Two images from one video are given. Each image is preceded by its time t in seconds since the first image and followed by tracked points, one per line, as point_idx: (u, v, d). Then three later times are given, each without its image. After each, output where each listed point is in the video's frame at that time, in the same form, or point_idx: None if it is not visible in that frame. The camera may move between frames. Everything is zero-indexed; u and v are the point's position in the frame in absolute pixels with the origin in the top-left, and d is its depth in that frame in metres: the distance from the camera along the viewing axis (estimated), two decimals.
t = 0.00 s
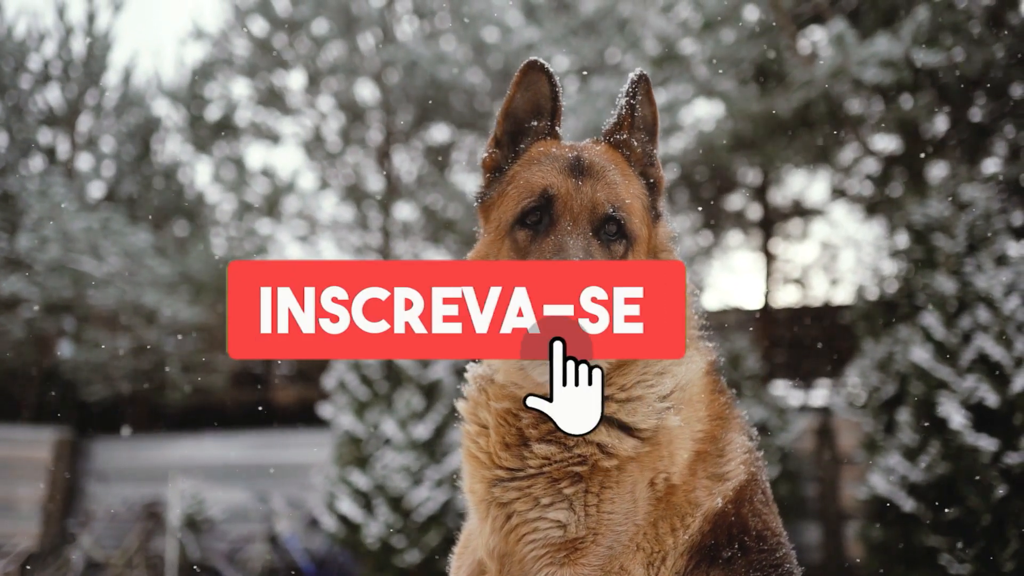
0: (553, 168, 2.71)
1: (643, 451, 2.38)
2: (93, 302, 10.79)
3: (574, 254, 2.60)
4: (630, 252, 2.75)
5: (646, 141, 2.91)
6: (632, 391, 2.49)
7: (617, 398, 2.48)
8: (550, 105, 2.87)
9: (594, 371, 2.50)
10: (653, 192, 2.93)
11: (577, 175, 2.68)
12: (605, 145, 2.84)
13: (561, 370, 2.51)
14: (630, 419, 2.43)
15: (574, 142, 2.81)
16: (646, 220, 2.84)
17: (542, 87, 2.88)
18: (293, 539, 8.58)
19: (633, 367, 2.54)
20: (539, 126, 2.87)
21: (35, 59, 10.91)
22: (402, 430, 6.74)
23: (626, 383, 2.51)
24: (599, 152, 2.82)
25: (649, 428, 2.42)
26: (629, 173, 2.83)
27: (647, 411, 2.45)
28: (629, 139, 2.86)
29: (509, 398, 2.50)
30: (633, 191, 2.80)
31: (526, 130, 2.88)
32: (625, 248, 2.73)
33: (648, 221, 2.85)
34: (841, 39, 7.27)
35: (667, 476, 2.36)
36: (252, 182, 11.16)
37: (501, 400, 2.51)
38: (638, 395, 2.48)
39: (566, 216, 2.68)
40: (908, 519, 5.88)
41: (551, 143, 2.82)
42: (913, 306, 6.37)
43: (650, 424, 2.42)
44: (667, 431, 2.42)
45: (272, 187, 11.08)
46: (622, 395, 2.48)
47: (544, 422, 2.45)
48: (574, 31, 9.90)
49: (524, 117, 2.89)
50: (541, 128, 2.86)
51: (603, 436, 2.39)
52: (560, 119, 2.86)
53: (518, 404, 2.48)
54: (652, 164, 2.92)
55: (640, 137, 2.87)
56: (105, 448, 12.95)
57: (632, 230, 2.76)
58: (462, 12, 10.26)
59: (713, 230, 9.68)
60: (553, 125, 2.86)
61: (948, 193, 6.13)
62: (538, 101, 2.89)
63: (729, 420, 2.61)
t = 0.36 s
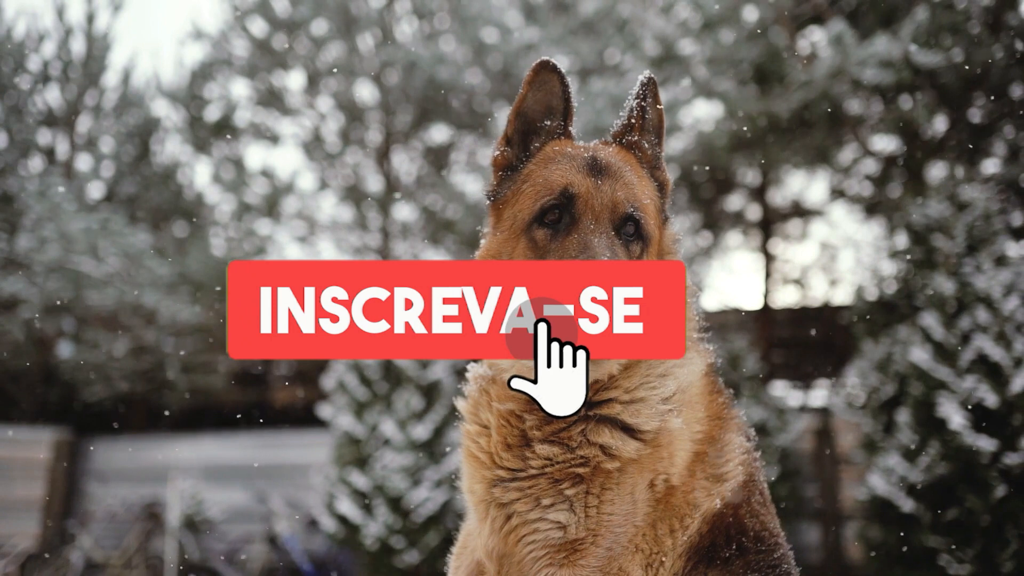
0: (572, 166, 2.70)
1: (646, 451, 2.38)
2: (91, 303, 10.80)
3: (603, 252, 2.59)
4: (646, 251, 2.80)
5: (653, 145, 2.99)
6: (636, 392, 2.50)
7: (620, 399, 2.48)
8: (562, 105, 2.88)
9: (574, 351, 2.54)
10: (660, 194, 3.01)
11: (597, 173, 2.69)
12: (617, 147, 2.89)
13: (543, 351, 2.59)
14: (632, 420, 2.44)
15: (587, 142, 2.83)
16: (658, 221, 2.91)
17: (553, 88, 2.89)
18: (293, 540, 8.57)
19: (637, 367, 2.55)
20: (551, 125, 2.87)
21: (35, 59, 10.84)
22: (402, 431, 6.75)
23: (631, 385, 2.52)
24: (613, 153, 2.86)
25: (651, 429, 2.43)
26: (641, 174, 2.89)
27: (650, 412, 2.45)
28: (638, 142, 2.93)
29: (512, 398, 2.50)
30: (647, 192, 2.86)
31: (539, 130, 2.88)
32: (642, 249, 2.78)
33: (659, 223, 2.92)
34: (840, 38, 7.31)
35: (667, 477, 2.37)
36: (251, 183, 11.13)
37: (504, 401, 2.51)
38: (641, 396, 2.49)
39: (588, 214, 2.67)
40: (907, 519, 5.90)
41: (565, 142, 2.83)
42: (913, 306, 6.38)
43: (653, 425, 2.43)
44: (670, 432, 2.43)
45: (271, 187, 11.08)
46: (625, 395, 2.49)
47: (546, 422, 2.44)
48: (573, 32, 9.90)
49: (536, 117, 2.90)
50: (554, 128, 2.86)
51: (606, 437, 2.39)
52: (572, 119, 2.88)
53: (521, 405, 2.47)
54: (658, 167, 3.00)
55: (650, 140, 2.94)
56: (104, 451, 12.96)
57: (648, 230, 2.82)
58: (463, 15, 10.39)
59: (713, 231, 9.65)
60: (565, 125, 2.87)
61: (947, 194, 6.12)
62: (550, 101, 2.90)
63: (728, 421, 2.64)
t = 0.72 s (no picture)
0: (587, 165, 2.78)
1: (649, 453, 2.65)
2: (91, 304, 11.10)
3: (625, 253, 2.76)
4: (659, 250, 2.89)
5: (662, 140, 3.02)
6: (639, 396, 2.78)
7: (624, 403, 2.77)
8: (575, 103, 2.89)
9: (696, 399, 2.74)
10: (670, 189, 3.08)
11: (613, 175, 2.78)
12: (628, 145, 2.94)
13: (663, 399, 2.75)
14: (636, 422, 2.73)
15: (600, 142, 2.89)
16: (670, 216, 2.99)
17: (565, 86, 2.89)
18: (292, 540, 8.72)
19: (641, 373, 2.82)
20: (563, 123, 2.89)
21: (33, 60, 10.67)
22: (401, 431, 6.74)
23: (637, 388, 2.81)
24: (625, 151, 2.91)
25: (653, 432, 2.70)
26: (653, 172, 2.95)
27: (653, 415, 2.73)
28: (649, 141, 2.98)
29: (517, 399, 2.79)
30: (661, 190, 2.92)
31: (551, 126, 2.90)
32: (656, 247, 2.87)
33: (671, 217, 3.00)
34: (839, 38, 7.31)
35: (667, 478, 2.62)
36: (249, 184, 11.33)
37: (509, 401, 2.79)
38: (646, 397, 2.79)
39: (604, 214, 2.78)
40: (905, 519, 5.92)
41: (578, 141, 2.87)
42: (911, 307, 6.18)
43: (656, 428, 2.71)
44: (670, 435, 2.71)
45: (270, 187, 11.25)
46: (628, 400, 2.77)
47: (552, 426, 2.74)
48: (571, 31, 9.70)
49: (547, 114, 2.90)
50: (566, 126, 2.88)
51: (608, 441, 2.68)
52: (584, 118, 2.90)
53: (527, 406, 2.78)
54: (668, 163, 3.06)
55: (659, 140, 2.98)
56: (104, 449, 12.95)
57: (661, 227, 2.90)
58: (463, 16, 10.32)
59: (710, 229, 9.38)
60: (577, 123, 2.89)
61: (947, 194, 6.10)
62: (562, 98, 2.90)
63: (728, 422, 2.84)
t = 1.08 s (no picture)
0: (597, 163, 2.86)
1: (652, 451, 2.70)
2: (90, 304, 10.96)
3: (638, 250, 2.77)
4: (665, 246, 2.99)
5: (666, 141, 3.11)
6: (642, 395, 2.80)
7: (626, 402, 2.78)
8: (580, 102, 2.98)
9: (768, 428, 2.78)
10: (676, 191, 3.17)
11: (621, 173, 2.86)
12: (633, 146, 3.03)
13: (736, 429, 2.80)
14: (641, 422, 2.76)
15: (606, 141, 2.98)
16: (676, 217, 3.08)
17: (572, 86, 2.97)
18: (291, 541, 8.54)
19: (645, 372, 2.83)
20: (570, 123, 2.98)
21: (33, 60, 10.85)
22: (400, 432, 6.72)
23: (643, 387, 2.82)
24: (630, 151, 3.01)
25: (656, 431, 2.75)
26: (658, 171, 3.04)
27: (657, 414, 2.77)
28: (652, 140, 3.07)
29: (521, 398, 2.78)
30: (666, 188, 3.02)
31: (559, 125, 2.99)
32: (662, 245, 2.97)
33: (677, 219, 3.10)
34: (838, 38, 7.28)
35: (668, 479, 2.68)
36: (249, 184, 11.16)
37: (513, 399, 2.80)
38: (651, 396, 2.80)
39: (615, 211, 2.85)
40: (904, 519, 5.90)
41: (584, 140, 2.96)
42: (910, 306, 6.22)
43: (659, 427, 2.75)
44: (674, 434, 2.75)
45: (269, 188, 11.14)
46: (631, 398, 2.79)
47: (555, 424, 2.75)
48: (571, 32, 9.76)
49: (555, 114, 2.99)
50: (573, 125, 2.98)
51: (611, 440, 2.70)
52: (590, 118, 2.98)
53: (531, 404, 2.77)
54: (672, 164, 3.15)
55: (661, 140, 3.08)
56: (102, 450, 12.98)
57: (668, 225, 2.99)
58: (462, 14, 10.48)
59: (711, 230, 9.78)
60: (584, 122, 2.98)
61: (945, 194, 6.09)
62: (569, 97, 2.98)
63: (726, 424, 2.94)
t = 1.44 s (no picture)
0: (587, 162, 2.92)
1: (654, 451, 2.71)
2: (90, 304, 10.98)
3: (618, 243, 2.81)
4: (662, 240, 3.03)
5: (661, 137, 3.17)
6: (645, 395, 2.82)
7: (629, 401, 2.79)
8: (580, 101, 3.05)
9: (806, 346, 3.14)
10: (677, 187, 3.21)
11: (610, 167, 2.90)
12: (629, 142, 3.09)
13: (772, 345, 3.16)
14: (643, 422, 2.76)
15: (602, 139, 3.04)
16: (674, 213, 3.12)
17: (571, 85, 3.03)
18: (291, 541, 8.77)
19: (647, 373, 2.86)
20: (568, 122, 3.06)
21: (33, 60, 10.74)
22: (399, 432, 6.71)
23: (645, 386, 2.84)
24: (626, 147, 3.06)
25: (658, 430, 2.75)
26: (654, 167, 3.09)
27: (659, 413, 2.78)
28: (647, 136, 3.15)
29: (525, 395, 2.79)
30: (660, 182, 3.08)
31: (557, 125, 3.07)
32: (659, 239, 3.01)
33: (676, 214, 3.14)
34: (837, 38, 7.18)
35: (669, 480, 2.68)
36: (248, 184, 11.28)
37: (517, 397, 2.80)
38: (654, 397, 2.82)
39: (602, 206, 2.89)
40: (903, 518, 5.88)
41: (581, 138, 3.02)
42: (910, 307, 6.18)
43: (661, 427, 2.75)
44: (676, 434, 2.76)
45: (269, 189, 11.19)
46: (633, 398, 2.80)
47: (558, 423, 2.74)
48: (571, 33, 9.50)
49: (554, 114, 3.07)
50: (571, 125, 3.05)
51: (614, 439, 2.71)
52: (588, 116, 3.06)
53: (535, 402, 2.78)
54: (671, 161, 3.19)
55: (655, 133, 3.15)
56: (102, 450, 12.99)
57: (662, 220, 3.03)
58: (462, 15, 10.47)
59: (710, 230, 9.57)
60: (582, 121, 3.05)
61: (944, 194, 6.06)
62: (569, 98, 3.06)
63: (727, 426, 2.96)
